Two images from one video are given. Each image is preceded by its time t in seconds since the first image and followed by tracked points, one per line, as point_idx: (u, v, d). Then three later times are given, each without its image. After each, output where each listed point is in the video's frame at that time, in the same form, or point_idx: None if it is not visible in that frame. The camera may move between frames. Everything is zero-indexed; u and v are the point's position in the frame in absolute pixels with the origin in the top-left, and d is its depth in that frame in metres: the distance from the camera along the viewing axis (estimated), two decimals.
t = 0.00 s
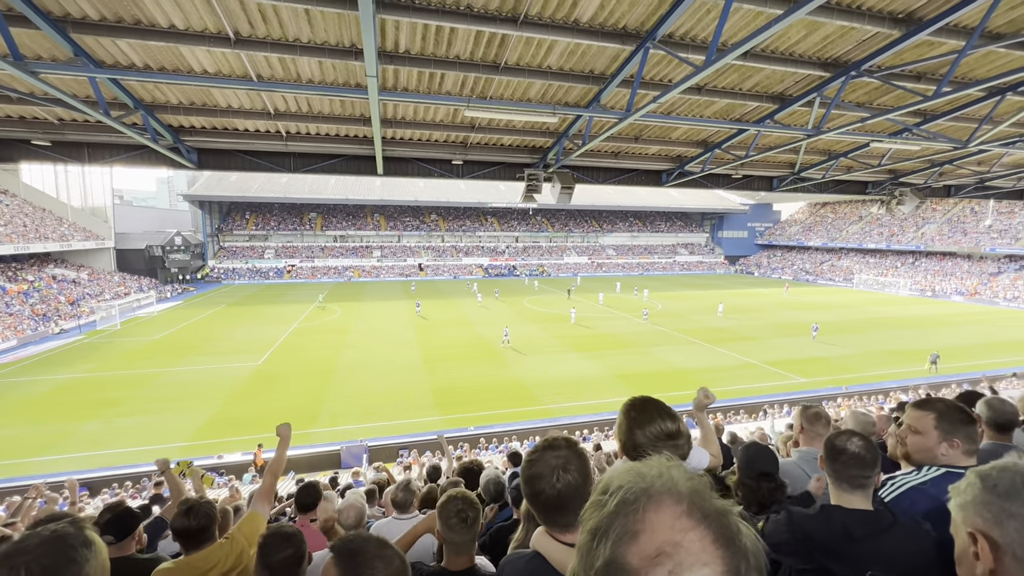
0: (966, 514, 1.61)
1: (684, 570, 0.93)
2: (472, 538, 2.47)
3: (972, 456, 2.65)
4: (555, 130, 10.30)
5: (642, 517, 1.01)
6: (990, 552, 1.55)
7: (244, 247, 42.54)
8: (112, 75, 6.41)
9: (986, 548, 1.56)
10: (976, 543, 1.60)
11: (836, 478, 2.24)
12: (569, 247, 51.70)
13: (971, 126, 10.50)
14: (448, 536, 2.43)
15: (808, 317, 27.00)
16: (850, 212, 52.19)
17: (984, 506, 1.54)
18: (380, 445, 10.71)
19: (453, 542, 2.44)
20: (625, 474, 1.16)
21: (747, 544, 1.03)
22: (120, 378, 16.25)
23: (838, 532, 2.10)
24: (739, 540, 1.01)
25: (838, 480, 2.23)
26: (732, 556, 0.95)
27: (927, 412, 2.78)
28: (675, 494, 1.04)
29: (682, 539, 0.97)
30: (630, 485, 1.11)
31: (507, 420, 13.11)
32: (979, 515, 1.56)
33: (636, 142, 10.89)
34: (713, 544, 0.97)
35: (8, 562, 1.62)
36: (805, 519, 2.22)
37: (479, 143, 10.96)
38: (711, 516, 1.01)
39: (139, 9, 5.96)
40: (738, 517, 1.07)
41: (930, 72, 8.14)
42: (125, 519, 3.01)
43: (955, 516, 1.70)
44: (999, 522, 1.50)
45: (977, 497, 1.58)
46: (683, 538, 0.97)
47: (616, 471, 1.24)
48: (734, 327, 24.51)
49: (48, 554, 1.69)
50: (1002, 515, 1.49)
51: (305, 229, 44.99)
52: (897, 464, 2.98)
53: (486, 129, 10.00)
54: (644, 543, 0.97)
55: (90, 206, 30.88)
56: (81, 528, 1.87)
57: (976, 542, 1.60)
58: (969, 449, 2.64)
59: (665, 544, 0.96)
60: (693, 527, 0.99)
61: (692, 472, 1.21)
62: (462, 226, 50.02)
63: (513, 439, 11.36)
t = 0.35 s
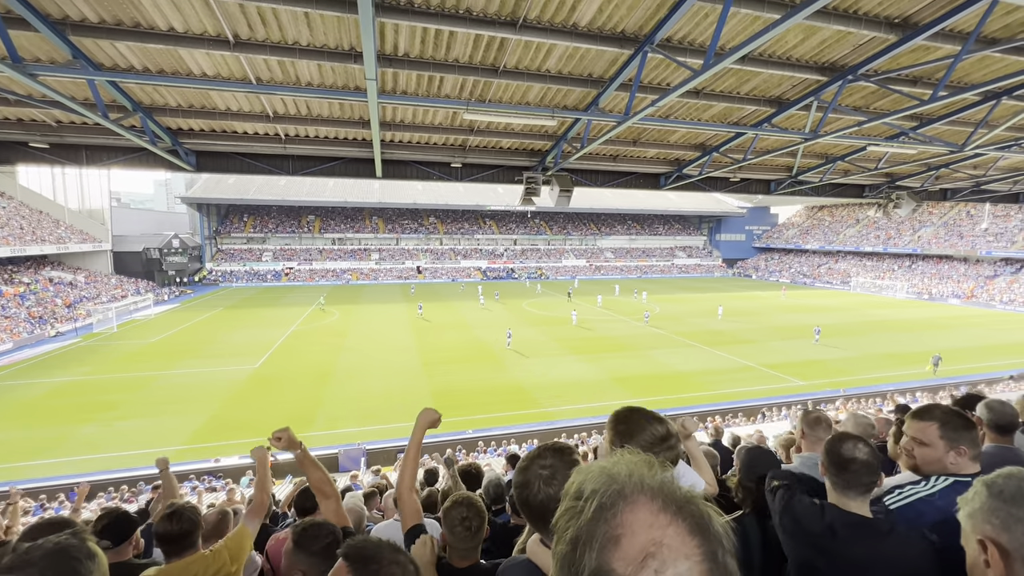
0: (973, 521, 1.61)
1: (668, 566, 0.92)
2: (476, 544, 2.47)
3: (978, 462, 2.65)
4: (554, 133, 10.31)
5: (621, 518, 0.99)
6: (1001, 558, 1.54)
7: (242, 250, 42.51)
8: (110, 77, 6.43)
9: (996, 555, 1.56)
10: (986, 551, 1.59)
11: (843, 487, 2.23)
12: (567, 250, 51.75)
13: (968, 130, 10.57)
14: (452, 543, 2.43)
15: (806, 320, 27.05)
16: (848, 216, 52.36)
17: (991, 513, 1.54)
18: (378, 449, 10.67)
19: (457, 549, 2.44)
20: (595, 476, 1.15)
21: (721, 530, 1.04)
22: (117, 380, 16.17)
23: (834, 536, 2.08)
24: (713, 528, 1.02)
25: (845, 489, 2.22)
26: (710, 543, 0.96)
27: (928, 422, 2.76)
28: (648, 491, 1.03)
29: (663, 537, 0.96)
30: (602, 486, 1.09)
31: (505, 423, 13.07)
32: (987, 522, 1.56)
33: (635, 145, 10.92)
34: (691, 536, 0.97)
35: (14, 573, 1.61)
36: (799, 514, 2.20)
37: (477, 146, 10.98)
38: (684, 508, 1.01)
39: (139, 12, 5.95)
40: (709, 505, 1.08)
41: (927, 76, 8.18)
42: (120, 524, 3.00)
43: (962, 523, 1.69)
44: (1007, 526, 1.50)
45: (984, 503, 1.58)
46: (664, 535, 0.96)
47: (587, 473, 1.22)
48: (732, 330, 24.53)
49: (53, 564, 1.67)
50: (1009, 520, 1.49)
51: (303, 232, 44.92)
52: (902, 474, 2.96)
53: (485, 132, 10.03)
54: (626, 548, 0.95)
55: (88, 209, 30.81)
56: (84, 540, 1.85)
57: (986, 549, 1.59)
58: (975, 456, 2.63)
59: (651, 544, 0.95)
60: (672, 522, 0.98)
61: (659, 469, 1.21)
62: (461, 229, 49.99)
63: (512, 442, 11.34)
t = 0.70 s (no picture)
0: (973, 524, 1.61)
1: None
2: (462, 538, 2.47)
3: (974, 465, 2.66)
4: (549, 137, 10.36)
5: (619, 530, 0.98)
6: (1002, 561, 1.55)
7: (235, 254, 42.26)
8: (102, 80, 6.36)
9: (998, 557, 1.56)
10: (987, 554, 1.60)
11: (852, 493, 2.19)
12: (562, 254, 51.82)
13: (956, 134, 10.74)
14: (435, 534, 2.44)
15: (799, 323, 27.25)
16: (839, 219, 52.92)
17: (992, 514, 1.54)
18: (372, 454, 10.60)
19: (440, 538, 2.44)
20: (591, 486, 1.14)
21: (720, 541, 1.03)
22: (107, 386, 15.95)
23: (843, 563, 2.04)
24: (712, 538, 1.01)
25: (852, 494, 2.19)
26: (710, 553, 0.95)
27: (922, 425, 2.78)
28: (647, 502, 1.03)
29: (663, 548, 0.95)
30: (600, 496, 1.08)
31: (501, 427, 13.04)
32: (987, 524, 1.56)
33: (629, 149, 10.99)
34: (691, 547, 0.96)
35: None
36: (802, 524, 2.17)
37: (472, 149, 10.99)
38: (683, 518, 1.01)
39: (133, 15, 5.92)
40: (707, 512, 1.07)
41: (916, 82, 8.30)
42: (112, 534, 2.94)
43: (963, 527, 1.70)
44: (1007, 528, 1.51)
45: (983, 505, 1.59)
46: (665, 547, 0.95)
47: (584, 483, 1.20)
48: (726, 333, 24.64)
49: None
50: (1009, 522, 1.50)
51: (297, 236, 44.66)
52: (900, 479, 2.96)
53: (480, 136, 10.04)
54: (627, 560, 0.94)
55: (78, 213, 30.48)
56: (72, 555, 1.79)
57: (986, 552, 1.59)
58: (969, 458, 2.64)
59: (650, 557, 0.94)
60: (671, 533, 0.98)
61: (657, 476, 1.21)
62: (455, 233, 49.88)
63: (507, 446, 11.31)
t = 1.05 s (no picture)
0: (950, 516, 1.60)
1: (662, 572, 0.91)
2: (471, 533, 2.45)
3: (941, 466, 2.63)
4: (537, 139, 10.39)
5: (610, 524, 0.98)
6: (978, 552, 1.52)
7: (218, 256, 41.56)
8: (80, 78, 6.20)
9: (975, 549, 1.53)
10: (964, 545, 1.58)
11: (821, 476, 2.31)
12: (550, 256, 51.97)
13: (932, 139, 11.02)
14: (446, 531, 2.41)
15: (783, 324, 27.70)
16: (821, 222, 53.98)
17: (967, 505, 1.54)
18: (359, 458, 10.47)
19: (452, 537, 2.42)
20: (584, 479, 1.13)
21: (712, 535, 1.02)
22: (84, 392, 15.51)
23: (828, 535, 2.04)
24: (704, 532, 1.00)
25: (823, 478, 2.29)
26: (703, 549, 0.95)
27: (893, 416, 2.88)
28: (640, 495, 1.03)
29: (654, 542, 0.95)
30: (592, 490, 1.07)
31: (489, 430, 12.98)
32: (963, 515, 1.55)
33: (616, 152, 11.06)
34: (683, 542, 0.96)
35: None
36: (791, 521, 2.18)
37: (459, 151, 10.97)
38: (677, 513, 1.00)
39: (112, 11, 5.78)
40: (700, 509, 1.07)
41: (893, 88, 8.51)
42: (89, 543, 2.87)
43: (942, 521, 1.68)
44: (982, 518, 1.49)
45: (958, 497, 1.59)
46: (655, 540, 0.95)
47: (577, 477, 1.19)
48: (712, 334, 24.91)
49: None
50: (984, 512, 1.48)
51: (282, 238, 44.10)
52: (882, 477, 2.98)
53: (468, 138, 10.02)
54: (616, 554, 0.94)
55: (54, 214, 29.66)
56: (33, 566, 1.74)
57: (963, 543, 1.58)
58: (929, 456, 2.64)
59: (639, 550, 0.94)
60: (663, 527, 0.97)
61: (649, 472, 1.20)
62: (443, 235, 49.68)
63: (496, 449, 11.26)
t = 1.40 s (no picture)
0: (916, 505, 1.64)
1: None
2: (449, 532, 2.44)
3: (897, 458, 2.69)
4: (518, 140, 10.41)
5: (586, 533, 0.98)
6: (940, 540, 1.57)
7: (192, 258, 40.42)
8: (43, 72, 5.94)
9: (938, 537, 1.58)
10: (928, 534, 1.63)
11: (808, 468, 2.41)
12: (532, 257, 52.12)
13: (899, 145, 11.46)
14: (424, 531, 2.40)
15: (759, 324, 28.36)
16: (795, 225, 55.51)
17: (932, 495, 1.58)
18: (339, 462, 10.30)
19: (429, 538, 2.41)
20: (564, 486, 1.12)
21: (689, 545, 1.02)
22: (48, 399, 14.86)
23: (795, 508, 2.21)
24: (681, 542, 1.00)
25: (814, 472, 2.39)
26: (679, 561, 0.95)
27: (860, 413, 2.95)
28: (617, 504, 1.02)
29: (629, 551, 0.96)
30: (572, 498, 1.07)
31: (471, 431, 12.94)
32: (928, 504, 1.59)
33: (597, 154, 11.16)
34: (656, 553, 0.96)
35: None
36: (767, 503, 2.28)
37: (440, 152, 10.91)
38: (654, 523, 1.00)
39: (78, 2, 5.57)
40: (679, 518, 1.07)
41: (863, 95, 8.80)
42: (53, 557, 2.78)
43: (909, 510, 1.73)
44: (945, 508, 1.53)
45: (924, 487, 1.63)
46: (631, 551, 0.95)
47: (558, 483, 1.19)
48: (691, 335, 25.32)
49: None
50: (946, 502, 1.53)
51: (259, 239, 43.19)
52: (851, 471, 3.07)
53: (450, 139, 9.97)
54: (590, 563, 0.94)
55: (16, 214, 28.39)
56: None
57: (927, 531, 1.63)
58: (887, 446, 2.72)
59: (611, 561, 0.94)
60: (639, 536, 0.97)
61: (630, 479, 1.20)
62: (424, 236, 49.31)
63: (478, 451, 11.24)
